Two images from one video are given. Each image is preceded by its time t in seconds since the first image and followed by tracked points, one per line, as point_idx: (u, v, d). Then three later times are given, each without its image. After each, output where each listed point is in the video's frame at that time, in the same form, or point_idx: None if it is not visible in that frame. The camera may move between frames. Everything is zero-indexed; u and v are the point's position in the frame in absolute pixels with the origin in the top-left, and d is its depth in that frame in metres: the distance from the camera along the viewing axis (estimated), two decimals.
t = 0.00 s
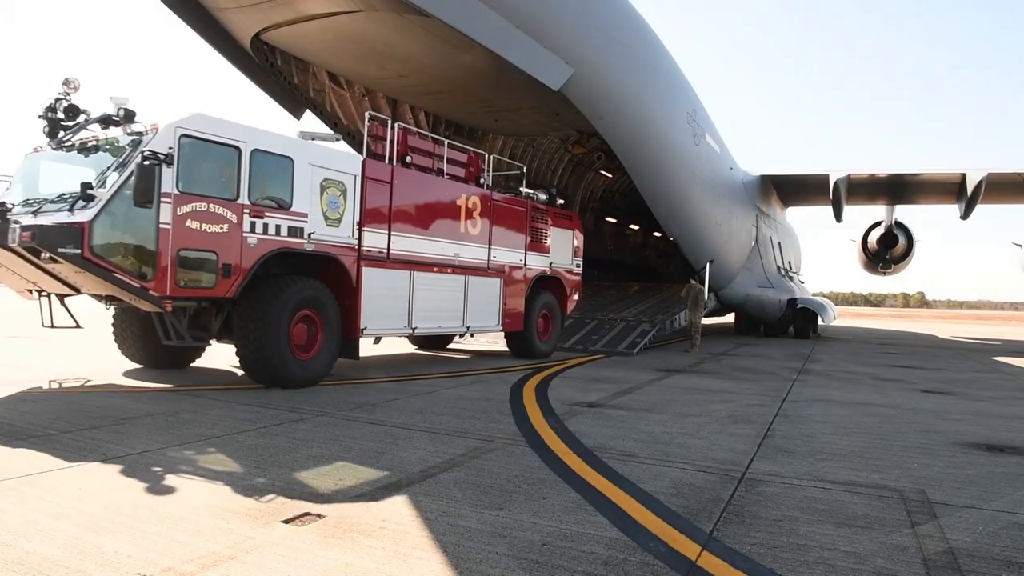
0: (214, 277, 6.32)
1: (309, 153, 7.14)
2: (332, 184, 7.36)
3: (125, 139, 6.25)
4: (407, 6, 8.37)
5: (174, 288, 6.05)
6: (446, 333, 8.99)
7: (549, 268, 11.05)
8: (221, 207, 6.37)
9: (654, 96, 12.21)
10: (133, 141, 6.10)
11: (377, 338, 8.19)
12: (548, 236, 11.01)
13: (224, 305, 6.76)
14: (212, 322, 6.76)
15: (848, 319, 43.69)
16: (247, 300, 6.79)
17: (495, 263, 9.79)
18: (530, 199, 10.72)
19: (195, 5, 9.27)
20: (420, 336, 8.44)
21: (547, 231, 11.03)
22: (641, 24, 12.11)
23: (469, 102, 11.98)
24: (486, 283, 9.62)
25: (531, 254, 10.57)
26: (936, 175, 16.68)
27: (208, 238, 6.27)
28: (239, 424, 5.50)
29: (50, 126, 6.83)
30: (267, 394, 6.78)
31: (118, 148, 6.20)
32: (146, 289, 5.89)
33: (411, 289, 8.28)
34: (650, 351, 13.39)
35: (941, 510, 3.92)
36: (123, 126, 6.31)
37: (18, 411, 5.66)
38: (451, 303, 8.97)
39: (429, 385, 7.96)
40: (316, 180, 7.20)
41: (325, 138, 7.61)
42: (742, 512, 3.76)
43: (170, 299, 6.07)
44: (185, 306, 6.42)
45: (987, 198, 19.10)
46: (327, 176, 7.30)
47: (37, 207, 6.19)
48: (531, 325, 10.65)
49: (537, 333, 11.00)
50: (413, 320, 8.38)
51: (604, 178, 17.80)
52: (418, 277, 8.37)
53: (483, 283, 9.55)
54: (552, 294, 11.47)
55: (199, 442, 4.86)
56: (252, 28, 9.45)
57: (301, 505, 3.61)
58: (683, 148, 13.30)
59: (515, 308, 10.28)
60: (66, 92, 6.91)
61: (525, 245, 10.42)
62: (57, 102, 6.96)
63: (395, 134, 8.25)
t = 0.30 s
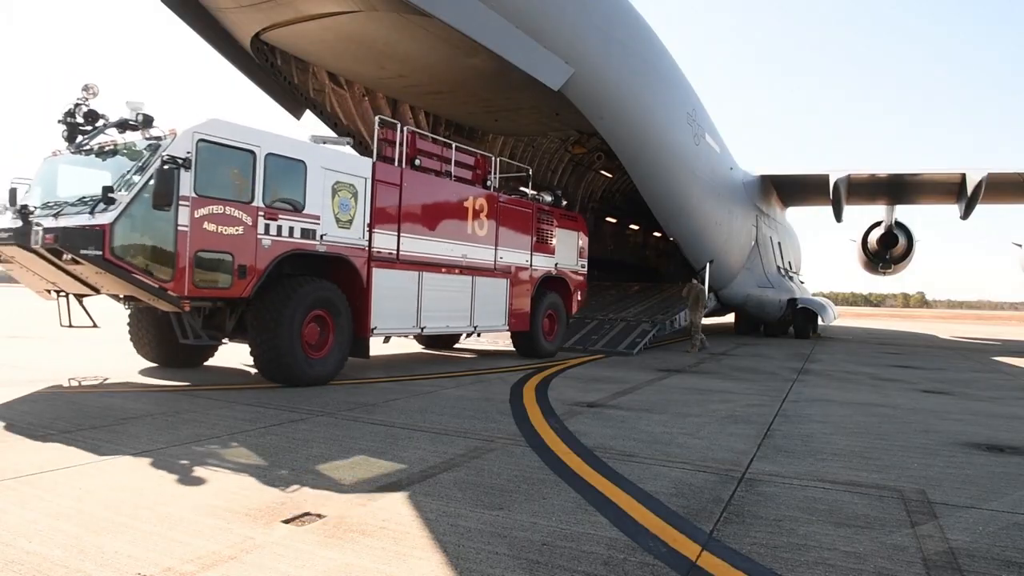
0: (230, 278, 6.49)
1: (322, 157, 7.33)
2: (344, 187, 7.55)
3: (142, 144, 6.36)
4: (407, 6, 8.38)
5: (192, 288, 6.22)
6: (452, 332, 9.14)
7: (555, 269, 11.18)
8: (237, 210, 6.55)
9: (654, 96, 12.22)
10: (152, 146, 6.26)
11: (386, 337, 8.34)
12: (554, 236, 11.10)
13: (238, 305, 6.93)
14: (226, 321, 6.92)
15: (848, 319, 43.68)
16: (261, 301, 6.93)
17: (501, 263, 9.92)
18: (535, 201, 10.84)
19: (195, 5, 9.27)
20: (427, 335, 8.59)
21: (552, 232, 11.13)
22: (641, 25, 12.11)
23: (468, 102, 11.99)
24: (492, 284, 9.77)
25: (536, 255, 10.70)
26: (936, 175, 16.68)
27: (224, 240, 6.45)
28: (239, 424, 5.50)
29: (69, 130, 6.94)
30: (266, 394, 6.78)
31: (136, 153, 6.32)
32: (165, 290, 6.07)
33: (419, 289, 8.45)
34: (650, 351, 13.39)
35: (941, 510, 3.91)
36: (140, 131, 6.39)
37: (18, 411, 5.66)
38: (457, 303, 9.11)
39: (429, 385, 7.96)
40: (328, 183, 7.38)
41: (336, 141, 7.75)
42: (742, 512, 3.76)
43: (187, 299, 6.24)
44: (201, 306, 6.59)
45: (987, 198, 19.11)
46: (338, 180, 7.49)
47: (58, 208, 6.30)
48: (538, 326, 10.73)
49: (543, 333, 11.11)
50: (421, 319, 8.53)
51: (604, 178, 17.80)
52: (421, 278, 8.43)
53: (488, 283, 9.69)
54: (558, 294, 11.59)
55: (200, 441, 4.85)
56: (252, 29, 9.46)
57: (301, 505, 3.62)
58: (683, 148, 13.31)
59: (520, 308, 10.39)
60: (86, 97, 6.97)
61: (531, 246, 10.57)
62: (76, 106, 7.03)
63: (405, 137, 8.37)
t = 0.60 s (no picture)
0: (246, 278, 6.57)
1: (334, 160, 7.40)
2: (355, 189, 7.62)
3: (161, 148, 6.48)
4: (407, 6, 8.38)
5: (210, 288, 6.30)
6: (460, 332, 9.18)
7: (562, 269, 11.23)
8: (253, 212, 6.63)
9: (654, 96, 12.22)
10: (172, 150, 6.33)
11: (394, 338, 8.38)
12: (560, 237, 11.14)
13: (250, 305, 7.01)
14: (240, 321, 7.06)
15: (848, 319, 43.67)
16: (272, 302, 6.99)
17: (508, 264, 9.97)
18: (540, 202, 10.88)
19: (195, 5, 9.26)
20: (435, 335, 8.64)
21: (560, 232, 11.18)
22: (642, 25, 12.11)
23: (468, 102, 11.99)
24: (499, 284, 9.80)
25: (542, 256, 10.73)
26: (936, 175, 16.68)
27: (240, 241, 6.52)
28: (239, 424, 5.50)
29: (87, 134, 7.02)
30: (266, 394, 6.77)
31: (155, 156, 6.43)
32: (184, 289, 6.15)
33: (428, 290, 8.50)
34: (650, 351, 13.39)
35: (941, 510, 3.91)
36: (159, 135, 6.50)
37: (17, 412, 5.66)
38: (465, 303, 9.14)
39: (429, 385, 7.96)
40: (340, 186, 7.46)
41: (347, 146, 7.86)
42: (742, 512, 3.76)
43: (205, 298, 6.32)
44: (217, 305, 6.67)
45: (986, 198, 19.11)
46: (350, 182, 7.56)
47: (78, 211, 6.39)
48: (544, 326, 10.74)
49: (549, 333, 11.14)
50: (429, 319, 8.58)
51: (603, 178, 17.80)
52: (430, 278, 8.49)
53: (495, 283, 9.73)
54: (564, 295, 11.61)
55: (200, 442, 4.85)
56: (252, 29, 9.45)
57: (301, 505, 3.62)
58: (683, 149, 13.30)
59: (526, 308, 10.42)
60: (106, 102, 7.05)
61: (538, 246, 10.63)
62: (95, 111, 7.12)
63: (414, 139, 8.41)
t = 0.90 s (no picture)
0: (328, 284, 7.51)
1: (398, 177, 8.34)
2: (417, 203, 8.57)
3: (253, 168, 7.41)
4: (407, 6, 8.37)
5: (299, 293, 7.27)
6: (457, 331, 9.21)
7: (563, 269, 11.27)
8: (334, 225, 7.59)
9: (654, 96, 12.21)
10: (263, 172, 7.26)
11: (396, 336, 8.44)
12: (559, 237, 11.18)
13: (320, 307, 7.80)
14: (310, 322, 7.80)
15: (848, 319, 43.66)
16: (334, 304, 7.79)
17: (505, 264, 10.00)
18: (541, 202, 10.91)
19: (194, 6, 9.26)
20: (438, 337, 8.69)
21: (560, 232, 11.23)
22: (641, 24, 12.10)
23: (468, 103, 12.00)
24: (496, 284, 9.84)
25: (541, 255, 10.78)
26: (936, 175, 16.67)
27: (325, 251, 7.50)
28: (239, 424, 5.49)
29: (175, 151, 7.82)
30: (265, 395, 6.77)
31: (246, 176, 7.33)
32: (279, 295, 7.14)
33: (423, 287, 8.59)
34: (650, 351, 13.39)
35: (941, 510, 3.92)
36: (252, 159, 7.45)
37: (17, 412, 5.65)
38: (460, 303, 9.20)
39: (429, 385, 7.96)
40: (402, 200, 8.38)
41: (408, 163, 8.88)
42: (742, 512, 3.76)
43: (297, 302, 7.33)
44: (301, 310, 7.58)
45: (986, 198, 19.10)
46: (412, 197, 8.51)
47: (177, 223, 7.26)
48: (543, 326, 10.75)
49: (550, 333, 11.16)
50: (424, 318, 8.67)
51: (603, 178, 17.78)
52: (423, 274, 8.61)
53: (493, 283, 9.77)
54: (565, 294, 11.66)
55: (199, 441, 4.85)
56: (252, 29, 9.45)
57: (301, 505, 3.61)
58: (683, 149, 13.30)
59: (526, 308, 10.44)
60: (195, 123, 7.94)
61: (536, 246, 10.67)
62: (184, 132, 7.98)
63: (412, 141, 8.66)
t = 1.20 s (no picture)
0: (331, 284, 7.52)
1: (402, 177, 8.34)
2: (420, 203, 8.58)
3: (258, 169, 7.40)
4: (407, 6, 8.37)
5: (304, 294, 7.28)
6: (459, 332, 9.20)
7: (565, 268, 11.29)
8: (337, 226, 7.59)
9: (654, 96, 12.22)
10: (267, 172, 7.27)
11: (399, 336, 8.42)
12: (561, 237, 11.19)
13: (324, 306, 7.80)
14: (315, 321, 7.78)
15: (847, 319, 43.66)
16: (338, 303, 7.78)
17: (508, 263, 10.02)
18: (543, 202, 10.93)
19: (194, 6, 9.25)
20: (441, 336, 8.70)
21: (563, 232, 11.27)
22: (642, 24, 12.10)
23: (468, 103, 11.99)
24: (498, 285, 9.85)
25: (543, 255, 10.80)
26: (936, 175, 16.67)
27: (329, 252, 7.51)
28: (239, 424, 5.49)
29: (180, 152, 7.81)
30: (265, 394, 6.77)
31: (252, 176, 7.33)
32: (283, 296, 7.15)
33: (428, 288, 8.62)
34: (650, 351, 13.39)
35: (941, 510, 3.92)
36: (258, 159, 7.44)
37: (17, 412, 5.65)
38: (464, 304, 9.22)
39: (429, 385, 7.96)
40: (405, 200, 8.38)
41: (411, 163, 8.89)
42: (742, 512, 3.76)
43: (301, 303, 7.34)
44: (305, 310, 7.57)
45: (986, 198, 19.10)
46: (415, 198, 8.52)
47: (182, 224, 7.27)
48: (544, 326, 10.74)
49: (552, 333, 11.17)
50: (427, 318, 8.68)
51: (603, 178, 17.79)
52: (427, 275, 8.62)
53: (495, 283, 9.79)
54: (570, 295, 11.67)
55: (199, 441, 4.84)
56: (252, 29, 9.45)
57: (301, 505, 3.61)
58: (683, 149, 13.30)
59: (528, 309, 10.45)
60: (199, 123, 7.93)
61: (538, 245, 10.69)
62: (188, 132, 7.98)
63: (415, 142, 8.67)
